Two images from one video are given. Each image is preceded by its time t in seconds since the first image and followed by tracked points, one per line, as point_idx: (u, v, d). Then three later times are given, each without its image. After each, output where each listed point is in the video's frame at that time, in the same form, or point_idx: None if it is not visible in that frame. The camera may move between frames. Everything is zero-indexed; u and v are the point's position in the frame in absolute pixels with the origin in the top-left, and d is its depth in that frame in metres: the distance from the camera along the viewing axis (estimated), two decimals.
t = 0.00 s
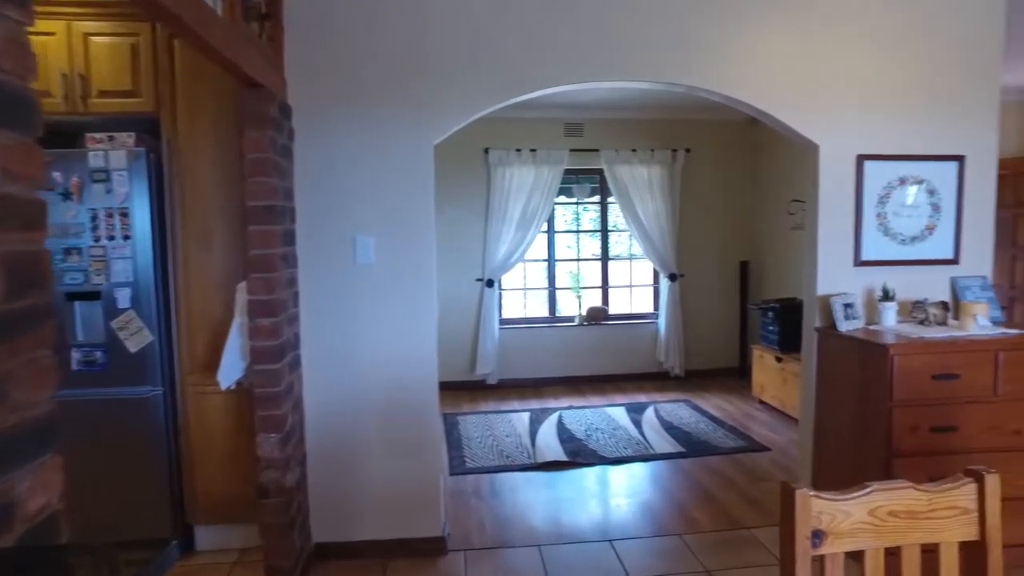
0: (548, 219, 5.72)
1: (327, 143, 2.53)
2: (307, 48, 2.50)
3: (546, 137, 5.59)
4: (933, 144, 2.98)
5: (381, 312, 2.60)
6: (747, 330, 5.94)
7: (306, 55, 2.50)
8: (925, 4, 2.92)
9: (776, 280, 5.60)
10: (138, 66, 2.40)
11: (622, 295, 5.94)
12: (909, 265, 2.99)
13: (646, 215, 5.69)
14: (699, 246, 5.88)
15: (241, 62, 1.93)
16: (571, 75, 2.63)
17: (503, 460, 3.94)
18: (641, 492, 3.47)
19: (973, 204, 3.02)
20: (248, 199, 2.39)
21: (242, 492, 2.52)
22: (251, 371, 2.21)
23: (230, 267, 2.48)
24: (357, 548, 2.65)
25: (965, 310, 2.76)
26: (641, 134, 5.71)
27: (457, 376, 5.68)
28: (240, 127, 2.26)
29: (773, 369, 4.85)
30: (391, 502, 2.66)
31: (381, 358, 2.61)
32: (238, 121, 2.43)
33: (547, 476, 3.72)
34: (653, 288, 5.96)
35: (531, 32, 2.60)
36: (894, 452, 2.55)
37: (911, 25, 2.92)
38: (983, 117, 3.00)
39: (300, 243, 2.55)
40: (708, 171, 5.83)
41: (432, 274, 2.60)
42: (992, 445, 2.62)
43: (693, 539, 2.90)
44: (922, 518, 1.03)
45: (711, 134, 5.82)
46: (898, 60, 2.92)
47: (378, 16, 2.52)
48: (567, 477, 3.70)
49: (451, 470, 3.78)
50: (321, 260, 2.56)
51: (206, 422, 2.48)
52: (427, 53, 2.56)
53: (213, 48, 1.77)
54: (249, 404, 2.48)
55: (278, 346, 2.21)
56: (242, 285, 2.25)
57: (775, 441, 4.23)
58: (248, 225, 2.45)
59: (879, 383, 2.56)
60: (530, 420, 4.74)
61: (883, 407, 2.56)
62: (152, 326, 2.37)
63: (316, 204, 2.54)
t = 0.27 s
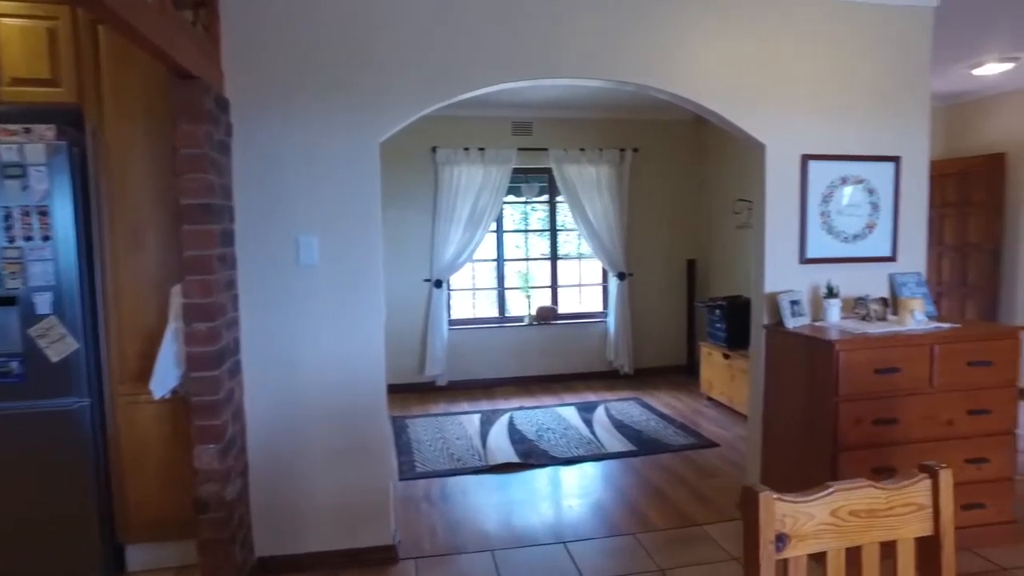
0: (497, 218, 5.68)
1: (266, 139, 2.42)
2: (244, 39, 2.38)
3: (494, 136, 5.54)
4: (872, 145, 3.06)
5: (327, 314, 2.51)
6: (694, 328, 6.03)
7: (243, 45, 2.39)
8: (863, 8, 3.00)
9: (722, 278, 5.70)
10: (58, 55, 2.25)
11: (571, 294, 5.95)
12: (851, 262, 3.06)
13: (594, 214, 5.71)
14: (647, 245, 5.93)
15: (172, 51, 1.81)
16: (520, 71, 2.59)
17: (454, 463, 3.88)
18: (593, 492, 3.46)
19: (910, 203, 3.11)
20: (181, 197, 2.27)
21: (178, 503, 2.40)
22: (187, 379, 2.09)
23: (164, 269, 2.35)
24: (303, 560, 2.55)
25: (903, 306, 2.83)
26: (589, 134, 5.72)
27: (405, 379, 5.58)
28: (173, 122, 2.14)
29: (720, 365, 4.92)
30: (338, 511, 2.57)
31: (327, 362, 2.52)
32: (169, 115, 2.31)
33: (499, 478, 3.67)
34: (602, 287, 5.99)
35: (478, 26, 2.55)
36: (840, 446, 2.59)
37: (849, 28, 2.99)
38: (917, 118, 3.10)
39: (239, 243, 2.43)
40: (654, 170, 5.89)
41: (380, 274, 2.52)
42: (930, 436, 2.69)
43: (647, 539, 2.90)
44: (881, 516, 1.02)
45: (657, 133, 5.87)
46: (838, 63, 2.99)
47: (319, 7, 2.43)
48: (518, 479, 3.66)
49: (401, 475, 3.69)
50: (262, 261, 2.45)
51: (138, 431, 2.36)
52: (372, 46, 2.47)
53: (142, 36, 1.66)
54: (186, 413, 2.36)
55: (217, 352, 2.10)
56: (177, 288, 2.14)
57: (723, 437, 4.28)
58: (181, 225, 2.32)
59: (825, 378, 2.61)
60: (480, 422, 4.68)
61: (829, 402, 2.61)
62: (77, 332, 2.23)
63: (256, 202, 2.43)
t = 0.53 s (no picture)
0: (440, 218, 5.59)
1: (198, 134, 2.29)
2: (171, 28, 2.24)
3: (438, 135, 5.46)
4: (811, 145, 3.12)
5: (265, 319, 2.39)
6: (639, 327, 6.08)
7: (170, 34, 2.24)
8: (802, 13, 3.06)
9: (665, 277, 5.77)
10: None
11: (517, 295, 5.91)
12: (793, 261, 3.12)
13: (539, 214, 5.69)
14: (592, 245, 5.95)
15: (92, 37, 1.68)
16: (466, 67, 2.52)
17: (400, 470, 3.78)
18: (543, 495, 3.43)
19: (848, 203, 3.19)
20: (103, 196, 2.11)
21: (105, 523, 2.23)
22: (113, 392, 1.95)
23: (85, 274, 2.19)
24: None
25: (844, 303, 2.89)
26: (534, 134, 5.70)
27: (348, 383, 5.44)
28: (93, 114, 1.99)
29: (665, 364, 4.97)
30: (280, 525, 2.44)
31: (266, 370, 2.40)
32: (88, 107, 2.14)
33: (446, 483, 3.60)
34: (547, 287, 5.97)
35: (423, 20, 2.47)
36: (787, 442, 2.63)
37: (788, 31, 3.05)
38: (852, 120, 3.19)
39: (169, 245, 2.28)
40: (598, 171, 5.91)
41: (322, 277, 2.42)
42: (870, 430, 2.76)
43: (598, 540, 2.88)
44: (847, 519, 1.00)
45: (601, 134, 5.90)
46: (777, 65, 3.04)
47: None
48: (467, 484, 3.59)
49: (345, 484, 3.57)
50: (194, 264, 2.31)
51: (56, 448, 2.17)
52: (310, 39, 2.36)
53: (55, 20, 1.52)
54: (110, 427, 2.18)
55: (145, 362, 1.97)
56: (99, 294, 1.99)
57: (670, 435, 4.32)
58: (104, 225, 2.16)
59: (772, 375, 2.64)
60: (426, 427, 4.59)
61: (775, 400, 2.64)
62: None
63: (188, 202, 2.29)
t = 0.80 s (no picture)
0: (394, 219, 5.48)
1: (134, 130, 2.16)
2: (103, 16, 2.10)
3: (390, 133, 5.35)
4: (764, 146, 3.15)
5: (209, 325, 2.27)
6: (594, 327, 6.09)
7: (102, 23, 2.10)
8: (754, 15, 3.09)
9: (620, 277, 5.79)
10: None
11: (472, 296, 5.85)
12: (748, 261, 3.14)
13: (494, 214, 5.64)
14: (547, 246, 5.93)
15: (12, 23, 1.54)
16: (419, 63, 2.45)
17: (355, 477, 3.67)
18: (502, 499, 3.37)
19: (801, 204, 3.24)
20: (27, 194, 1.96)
21: (21, 557, 1.84)
22: (37, 407, 1.81)
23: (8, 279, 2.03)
24: None
25: (798, 302, 2.92)
26: (488, 133, 5.64)
27: (299, 389, 5.27)
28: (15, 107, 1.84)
29: (622, 364, 4.98)
30: (227, 542, 2.33)
31: (211, 378, 2.28)
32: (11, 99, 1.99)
33: (403, 491, 3.51)
34: (503, 288, 5.93)
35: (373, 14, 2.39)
36: (745, 441, 2.64)
37: (740, 33, 3.07)
38: (802, 122, 3.23)
39: (103, 247, 2.14)
40: (553, 171, 5.89)
41: (270, 281, 2.32)
42: (825, 427, 2.79)
43: (558, 545, 2.84)
44: (822, 529, 0.98)
45: (555, 134, 5.88)
46: (730, 66, 3.06)
47: None
48: (424, 491, 3.51)
49: (297, 494, 3.45)
50: (132, 268, 2.18)
51: None
52: (254, 31, 2.26)
53: None
54: (37, 441, 1.82)
55: (75, 374, 1.84)
56: (22, 301, 1.84)
57: (627, 435, 4.32)
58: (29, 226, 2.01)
59: (730, 375, 2.64)
60: (381, 432, 4.48)
61: (733, 400, 2.65)
62: None
63: (124, 202, 2.16)
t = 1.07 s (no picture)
0: (348, 219, 5.35)
1: (66, 126, 2.02)
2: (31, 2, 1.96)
3: (343, 132, 5.22)
4: (722, 147, 3.16)
5: (152, 332, 2.15)
6: (553, 328, 6.07)
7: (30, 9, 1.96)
8: (710, 16, 3.09)
9: (578, 278, 5.78)
10: None
11: (429, 297, 5.76)
12: (707, 261, 3.14)
13: (451, 215, 5.56)
14: (505, 246, 5.88)
15: None
16: (373, 57, 2.37)
17: (310, 487, 3.55)
18: (463, 505, 3.31)
19: (758, 205, 3.26)
20: None
21: None
22: None
23: None
24: None
25: (758, 302, 2.94)
26: (444, 132, 5.56)
27: (250, 395, 5.10)
28: None
29: (581, 365, 4.96)
30: (173, 560, 2.20)
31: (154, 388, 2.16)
32: None
33: (360, 499, 3.41)
34: (460, 290, 5.86)
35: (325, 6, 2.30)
36: (708, 442, 2.64)
37: (697, 33, 3.07)
38: (758, 123, 3.25)
39: (34, 250, 2.00)
40: (510, 171, 5.85)
41: (217, 284, 2.21)
42: (784, 426, 2.81)
43: (521, 552, 2.79)
44: (802, 539, 0.95)
45: (512, 133, 5.84)
46: (688, 66, 3.06)
47: None
48: (382, 499, 3.42)
49: (250, 506, 3.32)
50: (65, 273, 2.04)
51: None
52: (198, 21, 2.14)
53: None
54: None
55: None
56: None
57: (587, 436, 4.30)
58: None
59: (692, 375, 2.64)
60: (337, 439, 4.36)
61: (695, 401, 2.64)
62: None
63: (57, 202, 2.02)
